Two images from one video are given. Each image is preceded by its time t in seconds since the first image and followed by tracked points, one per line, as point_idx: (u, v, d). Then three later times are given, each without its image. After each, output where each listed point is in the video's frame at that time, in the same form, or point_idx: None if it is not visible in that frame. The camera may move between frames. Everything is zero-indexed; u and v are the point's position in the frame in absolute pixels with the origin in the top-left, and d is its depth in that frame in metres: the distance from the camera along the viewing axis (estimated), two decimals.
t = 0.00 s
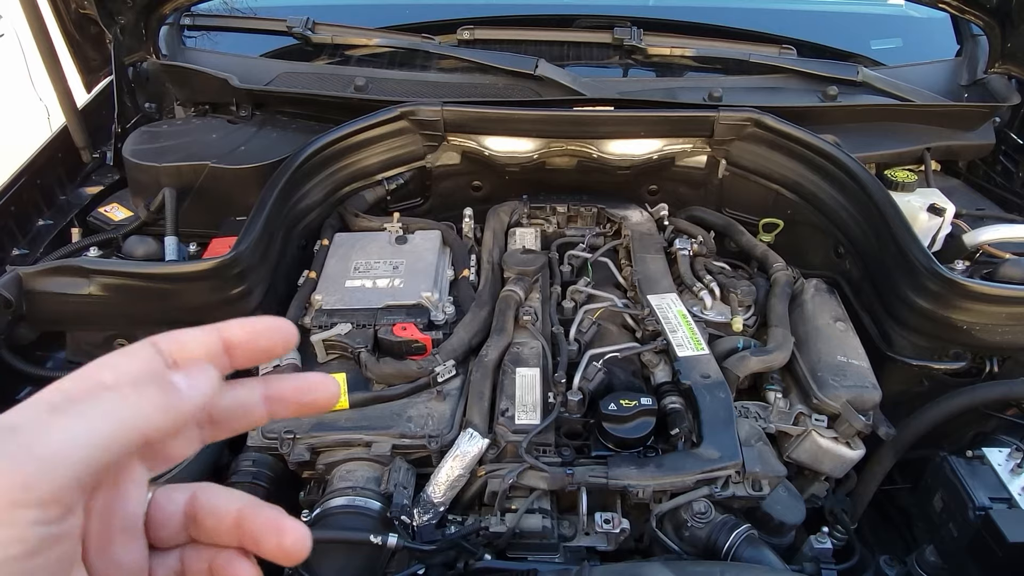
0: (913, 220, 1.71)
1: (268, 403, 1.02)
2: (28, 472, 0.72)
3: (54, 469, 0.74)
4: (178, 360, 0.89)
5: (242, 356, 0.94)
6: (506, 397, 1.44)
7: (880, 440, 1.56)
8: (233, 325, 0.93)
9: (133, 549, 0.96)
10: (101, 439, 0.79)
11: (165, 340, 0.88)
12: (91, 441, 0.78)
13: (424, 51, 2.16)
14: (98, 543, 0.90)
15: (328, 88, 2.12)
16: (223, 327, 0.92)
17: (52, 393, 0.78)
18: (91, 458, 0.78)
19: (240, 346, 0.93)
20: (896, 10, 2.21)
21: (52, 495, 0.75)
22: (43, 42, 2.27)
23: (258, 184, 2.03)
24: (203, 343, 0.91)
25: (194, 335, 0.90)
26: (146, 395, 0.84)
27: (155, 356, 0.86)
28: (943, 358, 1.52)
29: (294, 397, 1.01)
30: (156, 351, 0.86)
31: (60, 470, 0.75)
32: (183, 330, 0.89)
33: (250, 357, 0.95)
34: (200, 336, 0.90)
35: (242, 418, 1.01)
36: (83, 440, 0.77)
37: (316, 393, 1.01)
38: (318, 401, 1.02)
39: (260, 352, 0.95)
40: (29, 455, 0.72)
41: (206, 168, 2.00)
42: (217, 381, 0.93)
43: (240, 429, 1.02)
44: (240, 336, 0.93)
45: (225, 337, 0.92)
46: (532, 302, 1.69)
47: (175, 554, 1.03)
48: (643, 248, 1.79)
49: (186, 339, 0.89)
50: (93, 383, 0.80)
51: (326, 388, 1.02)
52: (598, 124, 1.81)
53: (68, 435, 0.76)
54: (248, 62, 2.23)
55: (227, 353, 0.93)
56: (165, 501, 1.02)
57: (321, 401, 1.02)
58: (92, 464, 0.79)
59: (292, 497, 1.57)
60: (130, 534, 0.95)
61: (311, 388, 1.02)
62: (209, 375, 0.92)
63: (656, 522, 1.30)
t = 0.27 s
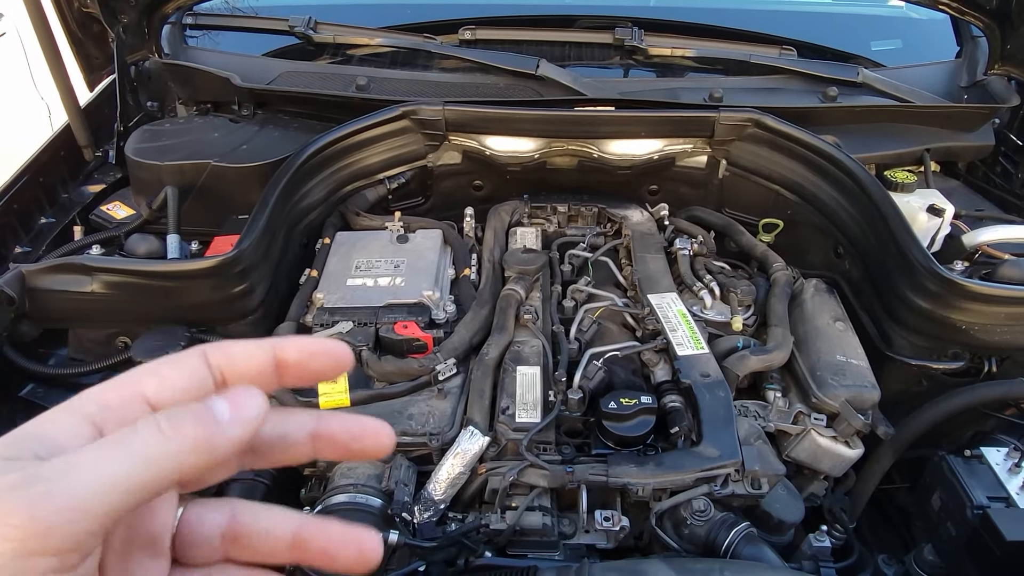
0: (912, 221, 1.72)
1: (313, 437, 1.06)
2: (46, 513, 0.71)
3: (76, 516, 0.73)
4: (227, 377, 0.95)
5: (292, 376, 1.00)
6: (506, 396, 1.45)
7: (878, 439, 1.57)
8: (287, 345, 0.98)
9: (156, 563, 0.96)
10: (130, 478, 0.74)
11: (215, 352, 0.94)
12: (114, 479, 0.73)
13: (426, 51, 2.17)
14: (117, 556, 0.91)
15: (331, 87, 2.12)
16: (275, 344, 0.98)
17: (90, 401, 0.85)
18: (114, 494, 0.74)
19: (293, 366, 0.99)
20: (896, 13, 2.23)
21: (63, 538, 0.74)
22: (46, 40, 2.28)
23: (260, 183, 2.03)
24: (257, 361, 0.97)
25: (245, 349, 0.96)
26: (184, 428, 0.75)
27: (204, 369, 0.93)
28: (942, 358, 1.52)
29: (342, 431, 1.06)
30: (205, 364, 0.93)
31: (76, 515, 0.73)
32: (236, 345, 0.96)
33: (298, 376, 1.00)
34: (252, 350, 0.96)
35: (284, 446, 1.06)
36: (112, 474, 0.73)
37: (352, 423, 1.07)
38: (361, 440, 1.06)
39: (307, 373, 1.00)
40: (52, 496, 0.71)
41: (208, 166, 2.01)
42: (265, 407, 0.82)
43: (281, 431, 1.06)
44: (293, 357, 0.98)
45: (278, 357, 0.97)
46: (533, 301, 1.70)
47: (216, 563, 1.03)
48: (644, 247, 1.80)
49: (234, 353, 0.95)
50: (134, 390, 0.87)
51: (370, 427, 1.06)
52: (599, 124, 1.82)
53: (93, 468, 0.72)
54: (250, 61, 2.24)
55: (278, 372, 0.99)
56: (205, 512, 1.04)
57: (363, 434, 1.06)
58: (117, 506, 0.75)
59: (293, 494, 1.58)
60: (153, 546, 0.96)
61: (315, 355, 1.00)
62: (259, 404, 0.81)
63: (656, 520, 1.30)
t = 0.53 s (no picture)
0: (909, 220, 1.72)
1: (251, 461, 1.18)
2: (20, 474, 0.75)
3: (47, 469, 0.77)
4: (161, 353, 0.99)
5: (225, 347, 1.06)
6: (504, 395, 1.45)
7: (875, 438, 1.57)
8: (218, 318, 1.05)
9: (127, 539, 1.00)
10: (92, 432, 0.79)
11: (148, 335, 0.98)
12: (78, 432, 0.77)
13: (423, 51, 2.17)
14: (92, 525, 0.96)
15: (329, 87, 2.13)
16: (206, 321, 1.04)
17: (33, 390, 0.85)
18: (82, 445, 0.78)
19: (225, 337, 1.05)
20: (893, 12, 2.23)
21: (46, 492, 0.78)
22: (44, 41, 2.28)
23: (258, 183, 2.04)
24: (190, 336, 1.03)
25: (177, 327, 1.02)
26: (130, 379, 0.80)
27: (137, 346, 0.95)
28: (939, 356, 1.52)
29: (272, 455, 1.17)
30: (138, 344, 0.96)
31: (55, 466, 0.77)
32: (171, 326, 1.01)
33: (230, 348, 1.06)
34: (184, 327, 1.02)
35: (227, 465, 1.18)
36: (74, 431, 0.77)
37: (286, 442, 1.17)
38: (292, 458, 1.18)
39: (238, 345, 1.07)
40: (19, 458, 0.75)
41: (207, 166, 2.01)
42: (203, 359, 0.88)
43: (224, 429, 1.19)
44: (223, 328, 1.05)
45: (210, 332, 1.04)
46: (530, 301, 1.70)
47: (173, 543, 1.12)
48: (641, 246, 1.80)
49: (168, 334, 1.00)
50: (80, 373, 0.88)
51: (305, 442, 1.18)
52: (596, 123, 1.82)
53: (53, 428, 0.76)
54: (247, 61, 2.24)
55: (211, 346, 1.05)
56: (163, 482, 1.14)
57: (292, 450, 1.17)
58: (88, 456, 0.80)
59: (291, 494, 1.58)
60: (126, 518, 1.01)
61: (294, 386, 1.15)
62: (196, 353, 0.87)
63: (653, 519, 1.30)
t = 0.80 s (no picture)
0: (907, 220, 1.72)
1: (238, 473, 1.17)
2: None
3: (23, 486, 0.76)
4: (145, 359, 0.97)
5: (213, 355, 1.04)
6: (501, 397, 1.44)
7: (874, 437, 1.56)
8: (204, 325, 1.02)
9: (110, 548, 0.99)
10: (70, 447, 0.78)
11: (134, 342, 0.97)
12: (54, 448, 0.77)
13: (420, 52, 2.17)
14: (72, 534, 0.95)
15: (325, 88, 2.12)
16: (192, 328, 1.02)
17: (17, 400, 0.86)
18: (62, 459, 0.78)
19: (214, 345, 1.03)
20: (891, 10, 2.22)
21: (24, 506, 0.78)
22: (40, 43, 2.27)
23: (254, 184, 2.03)
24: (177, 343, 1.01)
25: (164, 335, 1.00)
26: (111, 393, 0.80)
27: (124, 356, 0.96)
28: (937, 356, 1.52)
29: (261, 466, 1.16)
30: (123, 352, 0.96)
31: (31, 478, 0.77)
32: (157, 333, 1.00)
33: (218, 355, 1.04)
34: (170, 335, 1.01)
35: (213, 476, 1.17)
36: (52, 446, 0.77)
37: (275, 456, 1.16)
38: (281, 471, 1.17)
39: (225, 352, 1.04)
40: None
41: (203, 168, 2.00)
42: (189, 370, 0.88)
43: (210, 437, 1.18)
44: (210, 336, 1.02)
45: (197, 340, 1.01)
46: (527, 302, 1.69)
47: (156, 551, 1.11)
48: (639, 247, 1.79)
49: (153, 340, 0.99)
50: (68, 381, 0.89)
51: (294, 455, 1.18)
52: (593, 124, 1.82)
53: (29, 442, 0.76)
54: (243, 63, 2.23)
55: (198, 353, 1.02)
56: (148, 491, 1.13)
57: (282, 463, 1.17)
58: (65, 474, 0.79)
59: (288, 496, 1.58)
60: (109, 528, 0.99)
61: (282, 395, 1.13)
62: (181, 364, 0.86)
63: (651, 521, 1.30)
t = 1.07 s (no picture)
0: (902, 219, 1.72)
1: (237, 493, 1.14)
2: None
3: None
4: (161, 378, 0.98)
5: (236, 385, 1.04)
6: (497, 400, 1.44)
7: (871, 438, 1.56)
8: (230, 354, 1.02)
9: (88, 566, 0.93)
10: (32, 497, 0.73)
11: (151, 361, 0.97)
12: None
13: (415, 55, 2.17)
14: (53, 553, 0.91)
15: (320, 92, 2.12)
16: (217, 355, 1.01)
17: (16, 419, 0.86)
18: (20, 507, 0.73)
19: (237, 374, 1.03)
20: (885, 10, 2.21)
21: None
22: (34, 49, 2.27)
23: (249, 189, 2.02)
24: (201, 370, 1.01)
25: (182, 359, 0.99)
26: (72, 443, 0.73)
27: (138, 375, 0.96)
28: (933, 356, 1.52)
29: (262, 488, 1.14)
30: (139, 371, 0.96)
31: None
32: (177, 358, 0.99)
33: (241, 383, 1.04)
34: (190, 360, 1.00)
35: (211, 496, 1.13)
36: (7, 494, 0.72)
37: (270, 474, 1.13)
38: (282, 493, 1.14)
39: (247, 382, 1.04)
40: None
41: (197, 173, 2.00)
42: (172, 413, 0.78)
43: (218, 471, 1.13)
44: (234, 365, 1.02)
45: (220, 369, 1.01)
46: (523, 305, 1.69)
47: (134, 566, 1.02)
48: (634, 248, 1.79)
49: (174, 364, 0.99)
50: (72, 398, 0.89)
51: (296, 479, 1.14)
52: (588, 125, 1.82)
53: None
54: (238, 67, 2.23)
55: (219, 380, 1.03)
56: (141, 511, 1.08)
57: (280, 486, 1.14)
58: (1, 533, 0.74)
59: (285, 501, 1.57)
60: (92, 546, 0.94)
61: (300, 441, 1.09)
62: (161, 409, 0.76)
63: (648, 524, 1.29)
